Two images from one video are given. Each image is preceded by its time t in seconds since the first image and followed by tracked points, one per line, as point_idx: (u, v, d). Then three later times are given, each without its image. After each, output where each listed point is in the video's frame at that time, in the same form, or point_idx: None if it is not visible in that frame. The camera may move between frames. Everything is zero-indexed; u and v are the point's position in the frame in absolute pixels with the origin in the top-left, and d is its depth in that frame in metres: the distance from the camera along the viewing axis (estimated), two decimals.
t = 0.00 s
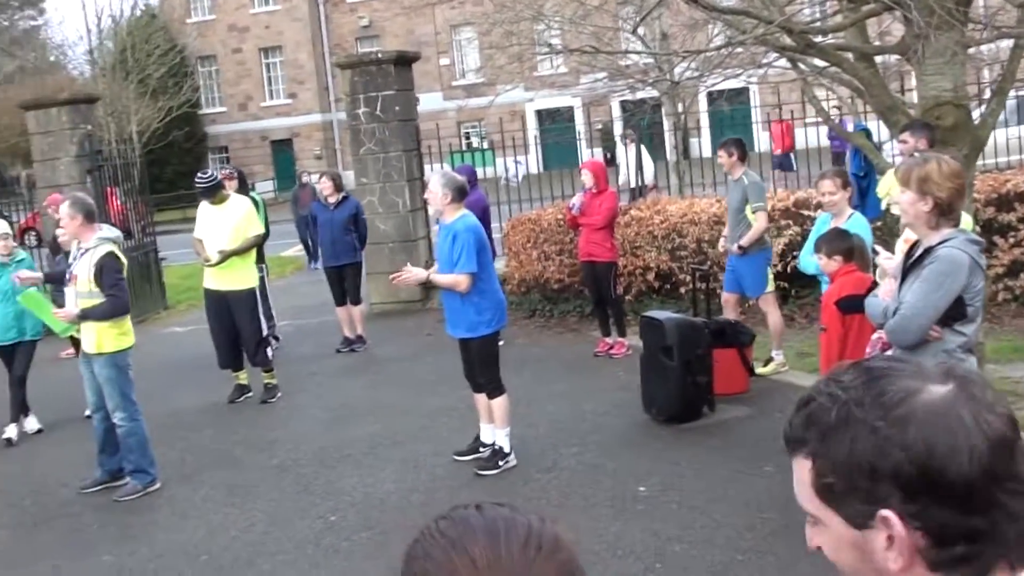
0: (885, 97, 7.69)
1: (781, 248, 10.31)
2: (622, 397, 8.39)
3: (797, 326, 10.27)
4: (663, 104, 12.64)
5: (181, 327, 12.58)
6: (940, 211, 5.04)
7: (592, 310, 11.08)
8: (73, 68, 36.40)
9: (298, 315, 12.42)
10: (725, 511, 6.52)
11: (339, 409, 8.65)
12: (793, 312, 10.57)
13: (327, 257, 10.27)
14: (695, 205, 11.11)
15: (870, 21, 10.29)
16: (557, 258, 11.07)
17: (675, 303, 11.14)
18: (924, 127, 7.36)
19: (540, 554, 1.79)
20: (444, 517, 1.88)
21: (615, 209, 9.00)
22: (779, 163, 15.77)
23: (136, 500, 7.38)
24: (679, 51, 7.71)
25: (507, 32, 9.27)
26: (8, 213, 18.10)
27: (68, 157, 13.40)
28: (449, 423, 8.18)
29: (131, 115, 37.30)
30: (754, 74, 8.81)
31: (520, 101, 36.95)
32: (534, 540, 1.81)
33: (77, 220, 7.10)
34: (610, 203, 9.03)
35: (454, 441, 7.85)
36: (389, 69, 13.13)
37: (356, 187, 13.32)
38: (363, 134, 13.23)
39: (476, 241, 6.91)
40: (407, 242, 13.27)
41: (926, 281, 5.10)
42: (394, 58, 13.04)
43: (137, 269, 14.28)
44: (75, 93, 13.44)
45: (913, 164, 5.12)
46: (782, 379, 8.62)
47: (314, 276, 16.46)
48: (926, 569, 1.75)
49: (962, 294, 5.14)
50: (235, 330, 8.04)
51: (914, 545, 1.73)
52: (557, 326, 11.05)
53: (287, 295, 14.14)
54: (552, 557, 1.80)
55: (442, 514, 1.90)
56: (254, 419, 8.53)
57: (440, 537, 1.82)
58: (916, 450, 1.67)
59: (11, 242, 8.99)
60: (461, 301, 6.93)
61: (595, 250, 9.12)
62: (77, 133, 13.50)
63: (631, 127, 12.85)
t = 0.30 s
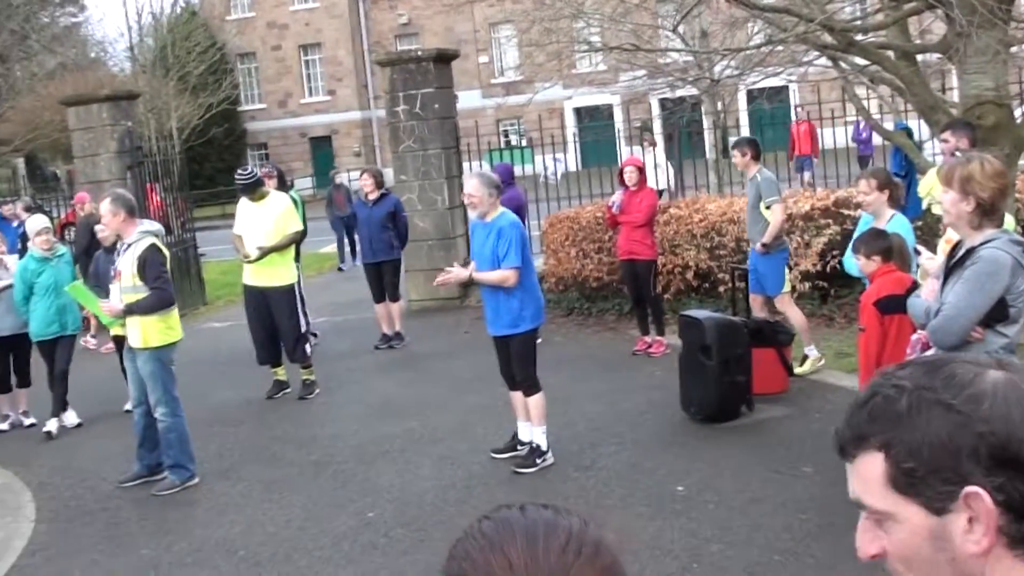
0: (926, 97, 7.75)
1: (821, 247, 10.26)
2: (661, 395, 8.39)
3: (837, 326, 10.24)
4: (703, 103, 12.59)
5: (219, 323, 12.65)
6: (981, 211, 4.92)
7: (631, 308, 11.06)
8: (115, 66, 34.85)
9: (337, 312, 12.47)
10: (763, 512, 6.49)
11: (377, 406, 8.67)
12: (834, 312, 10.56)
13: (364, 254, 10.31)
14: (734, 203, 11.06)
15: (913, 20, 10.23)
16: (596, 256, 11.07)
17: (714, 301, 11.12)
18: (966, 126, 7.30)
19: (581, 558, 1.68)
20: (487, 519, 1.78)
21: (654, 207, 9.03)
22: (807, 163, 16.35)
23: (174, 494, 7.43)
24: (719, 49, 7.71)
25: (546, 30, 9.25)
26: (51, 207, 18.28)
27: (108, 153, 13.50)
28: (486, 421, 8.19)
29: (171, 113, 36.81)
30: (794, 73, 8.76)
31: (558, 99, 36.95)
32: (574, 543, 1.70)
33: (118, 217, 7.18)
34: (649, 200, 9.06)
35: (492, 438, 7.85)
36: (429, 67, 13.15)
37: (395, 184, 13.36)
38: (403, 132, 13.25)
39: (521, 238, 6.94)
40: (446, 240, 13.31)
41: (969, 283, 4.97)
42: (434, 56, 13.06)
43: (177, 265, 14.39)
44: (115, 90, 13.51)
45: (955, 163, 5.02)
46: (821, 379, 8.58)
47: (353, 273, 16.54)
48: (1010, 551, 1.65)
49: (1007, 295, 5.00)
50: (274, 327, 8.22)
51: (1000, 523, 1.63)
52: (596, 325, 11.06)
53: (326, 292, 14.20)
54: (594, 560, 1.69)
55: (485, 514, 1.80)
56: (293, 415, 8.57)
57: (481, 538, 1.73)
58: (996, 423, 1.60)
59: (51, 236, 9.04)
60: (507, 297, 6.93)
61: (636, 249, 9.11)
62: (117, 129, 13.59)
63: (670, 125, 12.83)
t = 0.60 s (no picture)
0: (971, 96, 7.79)
1: (863, 246, 10.23)
2: (700, 394, 8.38)
3: (878, 326, 10.21)
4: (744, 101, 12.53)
5: (258, 317, 12.71)
6: None
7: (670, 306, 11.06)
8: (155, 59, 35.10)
9: (376, 307, 12.52)
10: (803, 512, 6.46)
11: (416, 401, 8.69)
12: (875, 312, 10.52)
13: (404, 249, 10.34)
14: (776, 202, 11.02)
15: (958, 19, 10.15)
16: (636, 253, 11.05)
17: (754, 300, 11.09)
18: (1011, 126, 7.25)
19: (628, 558, 1.70)
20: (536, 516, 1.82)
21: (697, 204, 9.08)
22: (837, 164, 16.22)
23: (213, 486, 7.47)
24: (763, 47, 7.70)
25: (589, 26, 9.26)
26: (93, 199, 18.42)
27: (150, 147, 13.60)
28: (525, 417, 8.20)
29: (213, 108, 36.29)
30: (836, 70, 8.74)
31: (599, 94, 37.01)
32: (623, 542, 1.73)
33: (167, 209, 7.29)
34: (691, 198, 9.13)
35: (530, 435, 7.86)
36: (470, 63, 13.17)
37: (436, 180, 13.40)
38: (443, 128, 13.29)
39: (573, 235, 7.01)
40: (486, 236, 13.33)
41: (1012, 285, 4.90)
42: (475, 52, 13.07)
43: (217, 259, 14.49)
44: (157, 84, 13.58)
45: (1000, 163, 4.91)
46: (861, 380, 8.53)
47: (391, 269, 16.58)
48: None
49: None
50: (314, 322, 8.34)
51: None
52: (635, 322, 11.06)
53: (365, 287, 14.26)
54: (642, 559, 1.71)
55: (533, 511, 1.84)
56: (332, 409, 8.61)
57: (528, 535, 1.76)
58: None
59: (92, 230, 9.09)
60: (558, 294, 6.93)
61: (677, 246, 9.16)
62: (159, 123, 13.68)
63: (711, 123, 12.79)
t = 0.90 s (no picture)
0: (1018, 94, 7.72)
1: (906, 246, 10.14)
2: (741, 392, 8.37)
3: (921, 326, 10.18)
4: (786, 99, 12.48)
5: (299, 311, 12.79)
6: None
7: (712, 304, 11.07)
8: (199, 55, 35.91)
9: (416, 302, 12.57)
10: (844, 512, 6.43)
11: (456, 396, 8.72)
12: (918, 311, 10.48)
13: (446, 245, 10.38)
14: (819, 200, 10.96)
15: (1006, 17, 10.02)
16: (678, 250, 11.04)
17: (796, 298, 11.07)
18: None
19: (682, 558, 1.72)
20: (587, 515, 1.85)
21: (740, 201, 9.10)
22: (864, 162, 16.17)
23: (254, 479, 7.52)
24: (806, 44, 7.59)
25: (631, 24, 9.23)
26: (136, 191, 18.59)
27: (193, 141, 13.70)
28: (565, 414, 8.20)
29: (255, 103, 36.19)
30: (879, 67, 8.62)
31: (641, 89, 37.56)
32: (676, 542, 1.74)
33: (222, 199, 7.35)
34: (735, 195, 9.16)
35: (570, 431, 7.87)
36: (512, 59, 13.18)
37: (477, 176, 13.44)
38: (485, 124, 13.33)
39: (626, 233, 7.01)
40: (527, 232, 13.34)
41: None
42: (517, 48, 13.08)
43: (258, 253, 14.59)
44: (200, 78, 13.66)
45: None
46: (903, 380, 8.49)
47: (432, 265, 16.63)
48: None
49: None
50: (355, 317, 8.42)
51: None
52: (676, 320, 11.06)
53: (405, 282, 14.34)
54: (696, 560, 1.72)
55: (587, 509, 1.87)
56: (373, 404, 8.66)
57: (580, 533, 1.79)
58: None
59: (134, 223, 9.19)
60: (610, 292, 6.92)
61: (721, 242, 9.15)
62: (202, 117, 13.76)
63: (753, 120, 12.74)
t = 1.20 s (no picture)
0: None
1: (948, 247, 10.11)
2: (782, 392, 8.36)
3: (962, 328, 10.17)
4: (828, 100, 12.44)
5: (340, 308, 12.88)
6: None
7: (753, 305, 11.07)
8: (244, 53, 35.53)
9: (455, 300, 12.61)
10: (886, 514, 6.40)
11: (497, 395, 8.75)
12: (959, 313, 10.49)
13: (488, 243, 10.40)
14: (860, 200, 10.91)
15: None
16: (718, 250, 11.05)
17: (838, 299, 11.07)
18: None
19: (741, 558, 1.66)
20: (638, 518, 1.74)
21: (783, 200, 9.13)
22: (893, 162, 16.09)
23: (295, 475, 7.57)
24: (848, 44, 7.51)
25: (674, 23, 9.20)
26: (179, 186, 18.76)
27: (234, 138, 13.78)
28: (605, 413, 8.21)
29: (296, 100, 36.37)
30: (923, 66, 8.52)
31: (681, 89, 37.85)
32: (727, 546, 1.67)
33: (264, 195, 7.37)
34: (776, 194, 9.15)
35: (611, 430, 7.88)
36: (554, 58, 13.18)
37: (517, 174, 13.47)
38: (526, 122, 13.35)
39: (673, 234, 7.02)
40: (567, 231, 13.36)
41: None
42: (559, 47, 13.08)
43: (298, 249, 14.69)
44: (242, 76, 13.74)
45: None
46: (945, 382, 8.45)
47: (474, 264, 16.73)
48: None
49: None
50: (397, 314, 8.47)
51: None
52: (716, 320, 11.06)
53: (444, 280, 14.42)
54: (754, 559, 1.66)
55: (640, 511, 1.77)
56: (414, 401, 8.70)
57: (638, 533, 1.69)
58: None
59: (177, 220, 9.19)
60: (658, 294, 6.93)
61: (764, 242, 9.14)
62: (244, 115, 13.84)
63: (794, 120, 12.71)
